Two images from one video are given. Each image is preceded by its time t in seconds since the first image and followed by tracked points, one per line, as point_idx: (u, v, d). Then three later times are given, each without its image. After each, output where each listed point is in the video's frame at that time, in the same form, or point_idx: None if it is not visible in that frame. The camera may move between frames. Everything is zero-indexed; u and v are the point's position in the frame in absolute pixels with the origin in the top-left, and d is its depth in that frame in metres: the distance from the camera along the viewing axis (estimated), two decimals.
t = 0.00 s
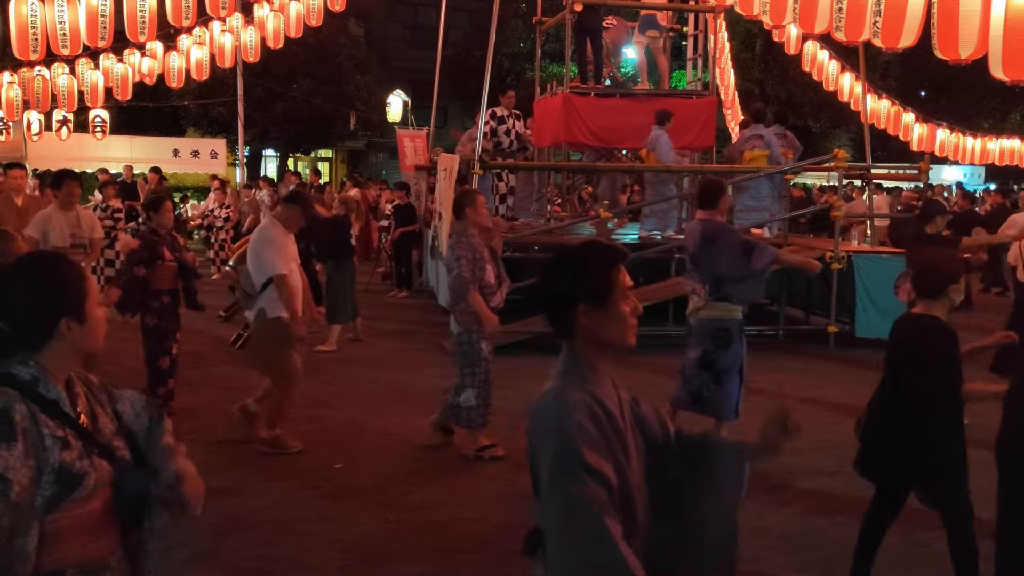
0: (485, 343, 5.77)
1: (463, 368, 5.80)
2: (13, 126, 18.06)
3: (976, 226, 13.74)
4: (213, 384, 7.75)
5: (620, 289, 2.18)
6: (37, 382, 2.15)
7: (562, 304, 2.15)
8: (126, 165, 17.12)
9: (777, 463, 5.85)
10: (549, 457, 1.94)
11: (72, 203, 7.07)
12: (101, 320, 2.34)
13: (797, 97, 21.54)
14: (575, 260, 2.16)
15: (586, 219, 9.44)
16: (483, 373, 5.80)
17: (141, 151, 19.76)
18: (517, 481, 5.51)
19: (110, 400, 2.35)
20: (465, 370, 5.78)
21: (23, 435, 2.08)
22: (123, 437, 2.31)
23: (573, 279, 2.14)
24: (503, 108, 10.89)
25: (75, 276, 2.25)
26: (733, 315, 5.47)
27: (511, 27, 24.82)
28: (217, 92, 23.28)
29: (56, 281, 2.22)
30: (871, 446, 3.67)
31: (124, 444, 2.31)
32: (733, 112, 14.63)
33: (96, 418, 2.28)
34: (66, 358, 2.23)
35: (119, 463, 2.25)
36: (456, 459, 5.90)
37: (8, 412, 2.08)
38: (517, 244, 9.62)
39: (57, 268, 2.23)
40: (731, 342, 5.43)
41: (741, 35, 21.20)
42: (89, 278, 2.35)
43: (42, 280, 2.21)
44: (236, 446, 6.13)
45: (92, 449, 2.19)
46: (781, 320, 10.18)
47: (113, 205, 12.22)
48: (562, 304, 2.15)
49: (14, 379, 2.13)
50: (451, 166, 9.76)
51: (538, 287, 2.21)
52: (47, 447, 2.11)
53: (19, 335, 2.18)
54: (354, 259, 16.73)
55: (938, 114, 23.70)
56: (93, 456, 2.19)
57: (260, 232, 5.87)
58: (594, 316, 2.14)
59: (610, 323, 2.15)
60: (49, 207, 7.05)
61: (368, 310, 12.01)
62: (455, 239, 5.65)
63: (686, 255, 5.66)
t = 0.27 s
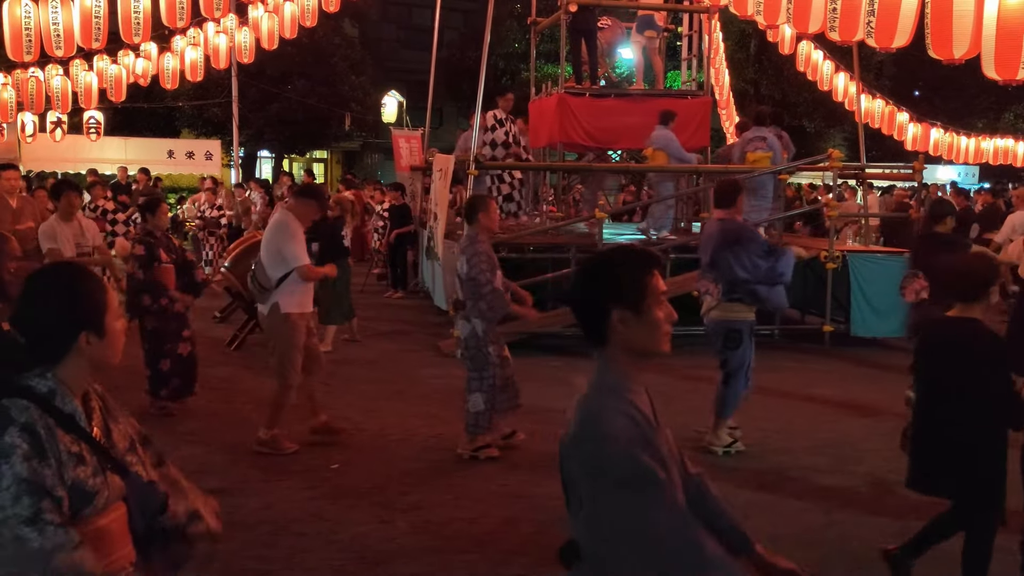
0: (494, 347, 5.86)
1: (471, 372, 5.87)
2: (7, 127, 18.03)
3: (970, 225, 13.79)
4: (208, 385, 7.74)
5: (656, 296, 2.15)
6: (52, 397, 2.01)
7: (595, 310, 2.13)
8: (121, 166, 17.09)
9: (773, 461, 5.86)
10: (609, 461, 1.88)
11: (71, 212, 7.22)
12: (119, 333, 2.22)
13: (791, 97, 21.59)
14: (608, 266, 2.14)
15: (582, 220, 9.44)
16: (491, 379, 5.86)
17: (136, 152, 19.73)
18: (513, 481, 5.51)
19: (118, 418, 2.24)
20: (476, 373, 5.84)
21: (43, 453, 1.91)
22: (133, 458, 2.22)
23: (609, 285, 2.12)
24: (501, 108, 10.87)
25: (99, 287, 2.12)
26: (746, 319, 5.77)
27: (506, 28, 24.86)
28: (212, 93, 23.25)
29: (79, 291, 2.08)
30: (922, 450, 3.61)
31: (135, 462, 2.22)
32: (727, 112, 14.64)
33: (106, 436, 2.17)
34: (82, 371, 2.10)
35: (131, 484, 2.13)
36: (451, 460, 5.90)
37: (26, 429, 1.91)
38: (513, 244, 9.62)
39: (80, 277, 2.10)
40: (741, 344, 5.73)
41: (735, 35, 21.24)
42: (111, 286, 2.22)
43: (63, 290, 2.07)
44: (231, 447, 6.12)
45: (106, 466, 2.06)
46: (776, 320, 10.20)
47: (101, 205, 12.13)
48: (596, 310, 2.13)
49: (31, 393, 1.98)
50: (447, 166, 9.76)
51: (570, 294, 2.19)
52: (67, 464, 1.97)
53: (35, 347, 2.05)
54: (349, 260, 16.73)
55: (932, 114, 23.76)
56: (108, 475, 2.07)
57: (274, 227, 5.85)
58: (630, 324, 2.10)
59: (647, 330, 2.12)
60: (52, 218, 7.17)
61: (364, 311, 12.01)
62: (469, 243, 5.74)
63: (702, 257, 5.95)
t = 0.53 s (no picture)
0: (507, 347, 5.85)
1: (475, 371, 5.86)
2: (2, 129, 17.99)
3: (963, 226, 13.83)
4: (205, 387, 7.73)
5: (703, 306, 2.16)
6: (85, 392, 2.04)
7: (647, 325, 2.12)
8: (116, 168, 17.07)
9: (769, 459, 5.87)
10: (652, 456, 1.90)
11: (71, 203, 7.14)
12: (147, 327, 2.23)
13: (786, 98, 21.62)
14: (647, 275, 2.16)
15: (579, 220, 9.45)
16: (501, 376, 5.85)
17: (131, 153, 19.68)
18: (510, 481, 5.51)
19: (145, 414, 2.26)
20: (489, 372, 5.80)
21: (86, 440, 1.98)
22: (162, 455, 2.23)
23: (652, 294, 2.13)
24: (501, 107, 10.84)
25: (123, 282, 2.13)
26: (758, 318, 5.81)
27: (501, 29, 24.86)
28: (207, 94, 23.24)
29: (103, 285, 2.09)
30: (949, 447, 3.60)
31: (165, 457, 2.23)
32: (723, 113, 14.65)
33: (138, 432, 2.19)
34: (114, 366, 2.11)
35: (164, 476, 2.16)
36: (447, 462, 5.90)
37: (68, 420, 1.97)
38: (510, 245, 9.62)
39: (104, 274, 2.12)
40: (751, 343, 5.77)
41: (730, 36, 21.28)
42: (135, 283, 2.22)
43: (88, 285, 2.09)
44: (228, 448, 6.12)
45: (141, 462, 2.10)
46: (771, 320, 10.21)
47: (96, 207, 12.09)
48: (642, 323, 2.13)
49: (64, 389, 2.02)
50: (442, 168, 9.75)
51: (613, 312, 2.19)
52: (107, 455, 2.01)
53: (65, 344, 2.07)
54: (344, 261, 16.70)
55: (927, 114, 23.81)
56: (144, 468, 2.11)
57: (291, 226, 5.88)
58: (678, 334, 2.12)
59: (692, 341, 2.15)
60: (52, 209, 7.11)
61: (359, 313, 12.00)
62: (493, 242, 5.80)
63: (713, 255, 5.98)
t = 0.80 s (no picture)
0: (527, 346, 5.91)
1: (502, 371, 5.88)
2: None
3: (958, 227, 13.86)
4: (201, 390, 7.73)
5: (732, 300, 2.17)
6: (130, 394, 2.06)
7: (674, 316, 2.13)
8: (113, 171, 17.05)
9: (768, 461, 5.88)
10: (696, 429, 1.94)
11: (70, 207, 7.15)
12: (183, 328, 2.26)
13: (782, 99, 21.64)
14: (669, 270, 2.19)
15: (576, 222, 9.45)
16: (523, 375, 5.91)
17: (127, 157, 19.66)
18: (508, 483, 5.51)
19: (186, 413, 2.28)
20: (512, 371, 5.84)
21: (138, 440, 2.00)
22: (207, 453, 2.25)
23: (676, 289, 2.15)
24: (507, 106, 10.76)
25: (158, 282, 2.16)
26: (771, 317, 5.77)
27: (497, 31, 24.88)
28: (203, 97, 23.20)
29: (140, 286, 2.13)
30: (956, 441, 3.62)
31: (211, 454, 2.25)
32: (719, 114, 14.66)
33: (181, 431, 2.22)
34: (154, 367, 2.15)
35: (212, 473, 2.18)
36: (443, 464, 5.90)
37: (118, 422, 1.99)
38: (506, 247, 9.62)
39: (141, 275, 2.15)
40: (765, 341, 5.72)
41: (726, 37, 21.33)
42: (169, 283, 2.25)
43: (127, 286, 2.12)
44: (227, 451, 6.12)
45: (190, 459, 2.13)
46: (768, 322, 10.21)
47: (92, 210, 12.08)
48: (669, 318, 2.14)
49: (110, 392, 2.04)
50: (439, 170, 9.76)
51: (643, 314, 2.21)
52: (158, 453, 2.04)
53: (107, 347, 2.10)
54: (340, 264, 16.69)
55: (922, 115, 23.86)
56: (194, 466, 2.13)
57: (305, 227, 5.89)
58: (712, 326, 2.13)
59: (724, 333, 2.15)
60: (51, 213, 7.11)
61: (356, 315, 12.00)
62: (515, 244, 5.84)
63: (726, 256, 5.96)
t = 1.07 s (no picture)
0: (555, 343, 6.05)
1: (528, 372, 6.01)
2: None
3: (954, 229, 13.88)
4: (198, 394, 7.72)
5: (757, 295, 2.16)
6: (174, 404, 2.10)
7: (699, 317, 2.14)
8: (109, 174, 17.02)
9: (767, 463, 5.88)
10: (711, 427, 2.00)
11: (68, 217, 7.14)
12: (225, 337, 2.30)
13: (778, 101, 21.65)
14: (694, 271, 2.19)
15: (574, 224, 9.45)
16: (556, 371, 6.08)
17: (124, 160, 19.62)
18: (506, 486, 5.51)
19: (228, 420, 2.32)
20: (544, 370, 6.00)
21: (179, 453, 2.05)
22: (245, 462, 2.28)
23: (700, 291, 2.15)
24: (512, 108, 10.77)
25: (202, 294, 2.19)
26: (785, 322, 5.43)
27: (494, 34, 24.89)
28: (200, 100, 23.15)
29: (184, 298, 2.16)
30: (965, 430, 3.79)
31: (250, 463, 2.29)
32: (715, 117, 14.67)
33: (224, 439, 2.26)
34: (197, 377, 2.19)
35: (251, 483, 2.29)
36: (441, 466, 5.89)
37: (160, 434, 2.04)
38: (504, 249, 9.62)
39: (187, 286, 2.18)
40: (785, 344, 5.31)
41: (722, 40, 21.36)
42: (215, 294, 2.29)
43: (171, 299, 2.15)
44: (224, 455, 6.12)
45: (229, 469, 2.20)
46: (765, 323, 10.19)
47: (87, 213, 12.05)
48: (694, 321, 2.16)
49: (154, 401, 2.09)
50: (435, 173, 9.75)
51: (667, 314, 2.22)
52: (200, 467, 2.09)
53: (151, 357, 2.15)
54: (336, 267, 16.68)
55: (918, 117, 23.89)
56: (232, 477, 2.19)
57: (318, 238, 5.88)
58: (730, 323, 2.12)
59: (748, 328, 2.13)
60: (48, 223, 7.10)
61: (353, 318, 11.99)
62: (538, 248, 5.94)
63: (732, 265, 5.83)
